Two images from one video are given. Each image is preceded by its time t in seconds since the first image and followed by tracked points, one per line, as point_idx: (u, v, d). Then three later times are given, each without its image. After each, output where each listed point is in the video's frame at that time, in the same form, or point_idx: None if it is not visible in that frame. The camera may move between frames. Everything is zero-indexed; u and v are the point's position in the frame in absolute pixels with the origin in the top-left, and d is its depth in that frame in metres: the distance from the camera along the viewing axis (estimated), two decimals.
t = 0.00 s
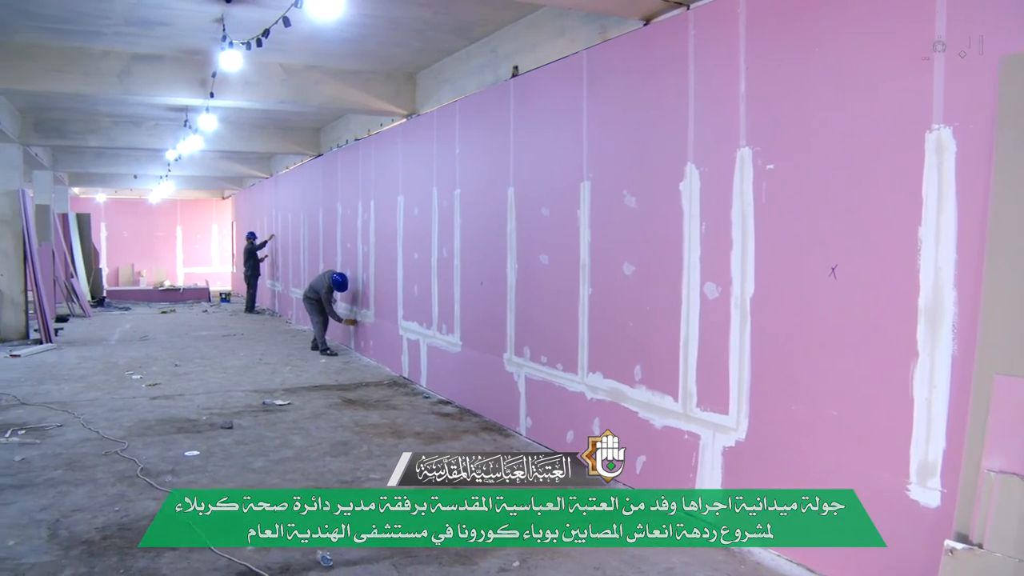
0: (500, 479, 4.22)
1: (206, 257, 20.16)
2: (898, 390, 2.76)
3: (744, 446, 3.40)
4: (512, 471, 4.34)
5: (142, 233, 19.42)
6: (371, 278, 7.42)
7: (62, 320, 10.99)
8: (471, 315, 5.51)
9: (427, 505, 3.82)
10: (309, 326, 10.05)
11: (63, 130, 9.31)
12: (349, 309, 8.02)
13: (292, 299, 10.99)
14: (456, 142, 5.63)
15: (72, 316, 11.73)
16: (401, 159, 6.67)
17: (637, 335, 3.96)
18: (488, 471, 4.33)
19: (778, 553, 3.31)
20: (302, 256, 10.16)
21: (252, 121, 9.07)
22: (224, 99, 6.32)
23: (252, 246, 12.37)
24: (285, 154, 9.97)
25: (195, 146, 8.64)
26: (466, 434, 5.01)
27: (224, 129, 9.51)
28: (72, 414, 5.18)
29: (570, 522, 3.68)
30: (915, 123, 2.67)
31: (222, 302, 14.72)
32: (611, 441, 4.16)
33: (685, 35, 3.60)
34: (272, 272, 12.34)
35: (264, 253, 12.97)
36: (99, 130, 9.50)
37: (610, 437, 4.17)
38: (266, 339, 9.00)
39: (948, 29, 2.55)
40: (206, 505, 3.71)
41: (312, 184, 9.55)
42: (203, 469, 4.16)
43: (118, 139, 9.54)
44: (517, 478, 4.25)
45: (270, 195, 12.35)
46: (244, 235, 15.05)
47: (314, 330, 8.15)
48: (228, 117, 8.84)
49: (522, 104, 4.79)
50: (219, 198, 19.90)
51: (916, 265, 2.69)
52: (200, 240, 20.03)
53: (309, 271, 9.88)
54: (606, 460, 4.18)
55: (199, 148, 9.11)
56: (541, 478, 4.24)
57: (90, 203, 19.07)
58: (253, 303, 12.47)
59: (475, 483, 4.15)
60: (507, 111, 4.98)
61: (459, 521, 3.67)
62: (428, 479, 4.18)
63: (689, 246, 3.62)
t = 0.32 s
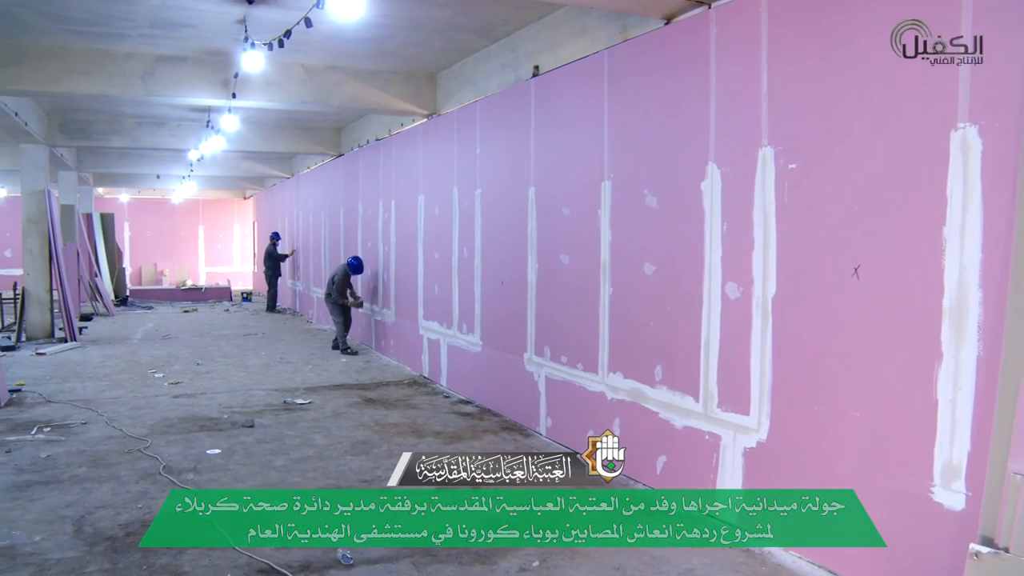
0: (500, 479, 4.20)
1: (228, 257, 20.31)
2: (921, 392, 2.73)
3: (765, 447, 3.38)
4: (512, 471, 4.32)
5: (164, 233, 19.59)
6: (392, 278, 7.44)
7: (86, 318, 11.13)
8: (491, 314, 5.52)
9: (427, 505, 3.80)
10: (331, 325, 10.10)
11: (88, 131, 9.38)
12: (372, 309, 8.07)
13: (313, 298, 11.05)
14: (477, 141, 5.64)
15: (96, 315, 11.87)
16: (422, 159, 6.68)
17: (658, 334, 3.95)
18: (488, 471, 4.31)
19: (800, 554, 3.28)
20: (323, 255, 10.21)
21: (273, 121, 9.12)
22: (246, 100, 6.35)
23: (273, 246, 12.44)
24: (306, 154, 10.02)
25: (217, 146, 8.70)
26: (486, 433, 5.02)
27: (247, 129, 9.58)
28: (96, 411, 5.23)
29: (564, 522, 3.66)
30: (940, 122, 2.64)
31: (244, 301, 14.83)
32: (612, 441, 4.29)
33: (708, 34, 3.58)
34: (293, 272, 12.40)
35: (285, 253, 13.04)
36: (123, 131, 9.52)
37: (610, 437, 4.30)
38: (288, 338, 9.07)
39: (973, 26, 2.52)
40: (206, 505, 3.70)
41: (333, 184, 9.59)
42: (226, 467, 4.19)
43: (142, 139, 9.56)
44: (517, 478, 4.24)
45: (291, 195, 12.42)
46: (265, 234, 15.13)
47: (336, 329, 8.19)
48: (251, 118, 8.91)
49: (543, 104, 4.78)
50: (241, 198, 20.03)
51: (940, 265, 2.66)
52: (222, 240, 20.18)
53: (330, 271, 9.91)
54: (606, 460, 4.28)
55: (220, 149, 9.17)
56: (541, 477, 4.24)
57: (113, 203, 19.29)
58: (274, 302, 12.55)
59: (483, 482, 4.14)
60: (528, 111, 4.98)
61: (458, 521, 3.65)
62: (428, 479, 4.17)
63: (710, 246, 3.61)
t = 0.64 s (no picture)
0: (500, 479, 4.19)
1: (247, 256, 20.41)
2: (944, 393, 2.70)
3: (785, 448, 3.36)
4: (512, 471, 4.32)
5: (185, 232, 19.75)
6: (410, 277, 7.46)
7: (108, 317, 11.25)
8: (510, 314, 5.52)
9: (430, 505, 3.79)
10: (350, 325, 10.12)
11: (110, 132, 9.46)
12: (391, 308, 8.06)
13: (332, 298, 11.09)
14: (495, 141, 5.64)
15: (117, 314, 11.99)
16: (440, 160, 6.70)
17: (676, 334, 3.95)
18: (488, 471, 4.30)
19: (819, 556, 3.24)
20: (342, 255, 10.25)
21: (292, 121, 9.16)
22: (265, 100, 6.37)
23: (292, 246, 12.50)
24: (325, 154, 10.06)
25: (236, 146, 8.75)
26: (504, 433, 5.03)
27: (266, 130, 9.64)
28: (117, 410, 5.28)
29: (562, 522, 3.64)
30: (962, 121, 2.61)
31: (263, 301, 14.91)
32: (612, 441, 4.41)
33: (727, 34, 3.57)
34: (312, 272, 12.47)
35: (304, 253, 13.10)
36: (144, 133, 9.61)
37: (610, 437, 4.43)
38: (307, 338, 9.11)
39: (996, 23, 2.49)
40: (211, 504, 3.69)
41: (352, 185, 9.63)
42: (244, 466, 4.21)
43: (162, 141, 9.65)
44: (517, 478, 4.23)
45: (310, 195, 12.47)
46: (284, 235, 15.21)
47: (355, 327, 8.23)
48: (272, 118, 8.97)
49: (562, 104, 4.78)
50: (261, 198, 20.15)
51: (963, 266, 2.63)
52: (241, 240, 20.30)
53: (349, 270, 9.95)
54: (606, 460, 4.36)
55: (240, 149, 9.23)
56: (541, 478, 4.24)
57: (135, 203, 19.50)
58: (292, 302, 12.61)
59: (493, 482, 4.14)
60: (546, 111, 4.98)
61: (461, 521, 3.63)
62: (428, 479, 4.16)
63: (729, 246, 3.60)
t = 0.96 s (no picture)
0: (501, 479, 4.19)
1: (265, 256, 20.51)
2: (966, 395, 2.67)
3: (804, 449, 3.34)
4: (513, 472, 4.31)
5: (203, 232, 19.88)
6: (428, 277, 7.47)
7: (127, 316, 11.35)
8: (527, 313, 5.52)
9: (446, 505, 3.79)
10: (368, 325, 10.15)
11: (130, 132, 9.55)
12: (410, 309, 8.03)
13: (350, 298, 11.12)
14: (513, 141, 5.64)
15: (138, 313, 12.10)
16: (457, 160, 6.71)
17: (694, 335, 3.93)
18: (489, 471, 4.30)
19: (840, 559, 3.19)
20: (359, 255, 10.28)
21: (310, 121, 9.20)
22: (284, 101, 6.40)
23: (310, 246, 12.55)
24: (343, 155, 10.10)
25: (254, 147, 8.80)
26: (522, 433, 5.03)
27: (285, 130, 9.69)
28: (137, 408, 5.32)
29: (572, 522, 3.63)
30: (985, 119, 2.58)
31: (282, 301, 14.98)
32: (612, 442, 4.49)
33: (746, 33, 3.55)
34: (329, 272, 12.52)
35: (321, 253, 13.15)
36: (163, 133, 9.70)
37: (610, 438, 4.52)
38: (324, 337, 9.15)
39: (1017, 20, 2.46)
40: (229, 503, 3.71)
41: (370, 185, 9.66)
42: (263, 465, 4.24)
43: (181, 141, 9.73)
44: (518, 478, 4.22)
45: (328, 195, 12.53)
46: (303, 235, 15.28)
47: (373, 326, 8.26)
48: (290, 118, 9.01)
49: (579, 103, 4.77)
50: (279, 198, 20.26)
51: (985, 266, 2.60)
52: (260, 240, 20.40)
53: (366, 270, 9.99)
54: (606, 460, 4.38)
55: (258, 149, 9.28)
56: (551, 477, 4.24)
57: (154, 203, 19.67)
58: (310, 302, 12.67)
59: (506, 482, 4.14)
60: (564, 111, 4.98)
61: (477, 520, 3.63)
62: (428, 479, 4.16)
63: (748, 246, 3.58)
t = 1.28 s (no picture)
0: (502, 479, 4.17)
1: (283, 256, 20.60)
2: (988, 396, 2.64)
3: (822, 450, 3.31)
4: (509, 471, 4.30)
5: (221, 233, 20.01)
6: (445, 276, 7.48)
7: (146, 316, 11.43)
8: (544, 313, 5.52)
9: (462, 505, 3.79)
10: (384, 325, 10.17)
11: (149, 133, 9.61)
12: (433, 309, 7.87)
13: (367, 298, 11.15)
14: (530, 141, 5.64)
15: (157, 313, 12.19)
16: (474, 160, 6.72)
17: (712, 335, 3.92)
18: (488, 470, 4.29)
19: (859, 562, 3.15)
20: (376, 255, 10.31)
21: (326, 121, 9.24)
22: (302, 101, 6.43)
23: (327, 245, 12.58)
24: (360, 155, 10.14)
25: (272, 147, 8.84)
26: (539, 433, 5.03)
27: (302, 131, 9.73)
28: (155, 407, 5.36)
29: (588, 522, 3.63)
30: (1006, 117, 2.56)
31: (299, 300, 15.04)
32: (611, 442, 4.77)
33: (764, 32, 3.53)
34: (347, 271, 12.56)
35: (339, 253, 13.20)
36: (182, 133, 9.75)
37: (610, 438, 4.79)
38: (341, 337, 9.18)
39: None
40: (247, 501, 3.73)
41: (387, 184, 9.69)
42: (280, 464, 4.26)
43: (200, 142, 9.78)
44: (514, 477, 4.21)
45: (346, 195, 12.57)
46: (320, 235, 15.33)
47: (391, 324, 8.26)
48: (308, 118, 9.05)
49: (596, 103, 4.77)
50: (297, 198, 20.34)
51: (1007, 267, 2.57)
52: (278, 239, 20.49)
53: (383, 270, 10.02)
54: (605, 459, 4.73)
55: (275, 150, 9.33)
56: (565, 477, 4.24)
57: (173, 203, 19.81)
58: (327, 302, 12.72)
59: (521, 482, 4.14)
60: (581, 111, 4.98)
61: (493, 521, 3.63)
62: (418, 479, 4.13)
63: (766, 246, 3.57)
